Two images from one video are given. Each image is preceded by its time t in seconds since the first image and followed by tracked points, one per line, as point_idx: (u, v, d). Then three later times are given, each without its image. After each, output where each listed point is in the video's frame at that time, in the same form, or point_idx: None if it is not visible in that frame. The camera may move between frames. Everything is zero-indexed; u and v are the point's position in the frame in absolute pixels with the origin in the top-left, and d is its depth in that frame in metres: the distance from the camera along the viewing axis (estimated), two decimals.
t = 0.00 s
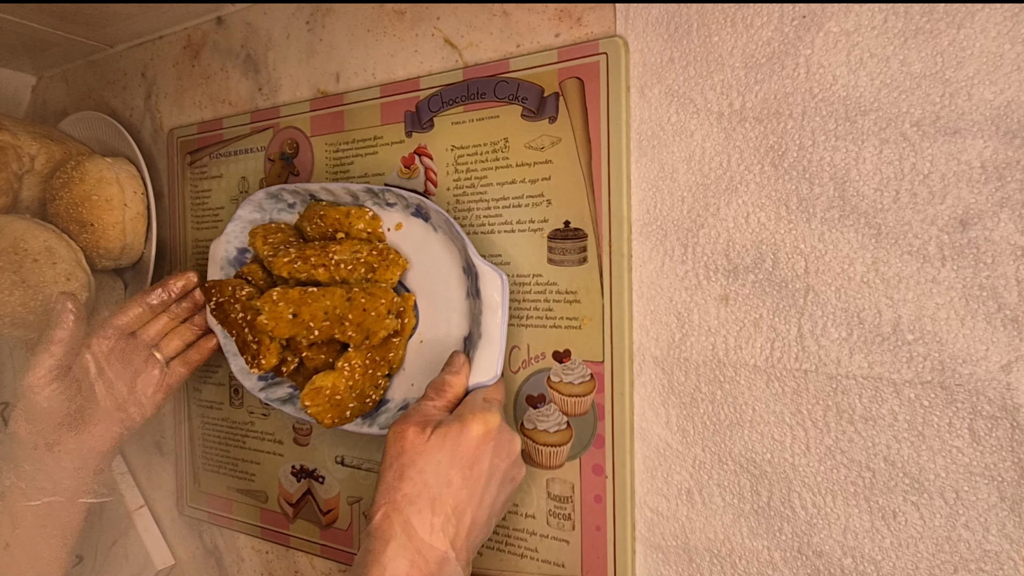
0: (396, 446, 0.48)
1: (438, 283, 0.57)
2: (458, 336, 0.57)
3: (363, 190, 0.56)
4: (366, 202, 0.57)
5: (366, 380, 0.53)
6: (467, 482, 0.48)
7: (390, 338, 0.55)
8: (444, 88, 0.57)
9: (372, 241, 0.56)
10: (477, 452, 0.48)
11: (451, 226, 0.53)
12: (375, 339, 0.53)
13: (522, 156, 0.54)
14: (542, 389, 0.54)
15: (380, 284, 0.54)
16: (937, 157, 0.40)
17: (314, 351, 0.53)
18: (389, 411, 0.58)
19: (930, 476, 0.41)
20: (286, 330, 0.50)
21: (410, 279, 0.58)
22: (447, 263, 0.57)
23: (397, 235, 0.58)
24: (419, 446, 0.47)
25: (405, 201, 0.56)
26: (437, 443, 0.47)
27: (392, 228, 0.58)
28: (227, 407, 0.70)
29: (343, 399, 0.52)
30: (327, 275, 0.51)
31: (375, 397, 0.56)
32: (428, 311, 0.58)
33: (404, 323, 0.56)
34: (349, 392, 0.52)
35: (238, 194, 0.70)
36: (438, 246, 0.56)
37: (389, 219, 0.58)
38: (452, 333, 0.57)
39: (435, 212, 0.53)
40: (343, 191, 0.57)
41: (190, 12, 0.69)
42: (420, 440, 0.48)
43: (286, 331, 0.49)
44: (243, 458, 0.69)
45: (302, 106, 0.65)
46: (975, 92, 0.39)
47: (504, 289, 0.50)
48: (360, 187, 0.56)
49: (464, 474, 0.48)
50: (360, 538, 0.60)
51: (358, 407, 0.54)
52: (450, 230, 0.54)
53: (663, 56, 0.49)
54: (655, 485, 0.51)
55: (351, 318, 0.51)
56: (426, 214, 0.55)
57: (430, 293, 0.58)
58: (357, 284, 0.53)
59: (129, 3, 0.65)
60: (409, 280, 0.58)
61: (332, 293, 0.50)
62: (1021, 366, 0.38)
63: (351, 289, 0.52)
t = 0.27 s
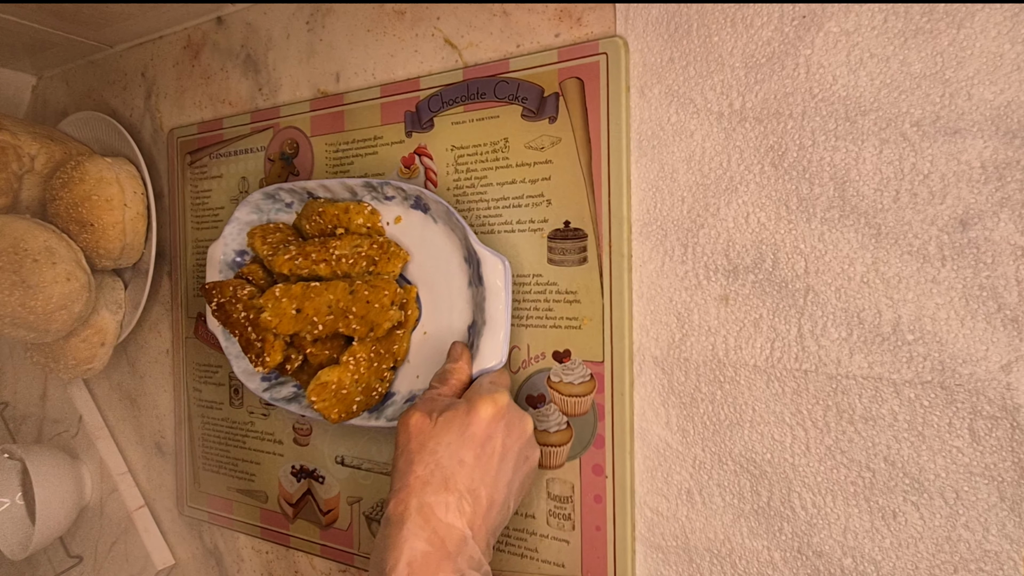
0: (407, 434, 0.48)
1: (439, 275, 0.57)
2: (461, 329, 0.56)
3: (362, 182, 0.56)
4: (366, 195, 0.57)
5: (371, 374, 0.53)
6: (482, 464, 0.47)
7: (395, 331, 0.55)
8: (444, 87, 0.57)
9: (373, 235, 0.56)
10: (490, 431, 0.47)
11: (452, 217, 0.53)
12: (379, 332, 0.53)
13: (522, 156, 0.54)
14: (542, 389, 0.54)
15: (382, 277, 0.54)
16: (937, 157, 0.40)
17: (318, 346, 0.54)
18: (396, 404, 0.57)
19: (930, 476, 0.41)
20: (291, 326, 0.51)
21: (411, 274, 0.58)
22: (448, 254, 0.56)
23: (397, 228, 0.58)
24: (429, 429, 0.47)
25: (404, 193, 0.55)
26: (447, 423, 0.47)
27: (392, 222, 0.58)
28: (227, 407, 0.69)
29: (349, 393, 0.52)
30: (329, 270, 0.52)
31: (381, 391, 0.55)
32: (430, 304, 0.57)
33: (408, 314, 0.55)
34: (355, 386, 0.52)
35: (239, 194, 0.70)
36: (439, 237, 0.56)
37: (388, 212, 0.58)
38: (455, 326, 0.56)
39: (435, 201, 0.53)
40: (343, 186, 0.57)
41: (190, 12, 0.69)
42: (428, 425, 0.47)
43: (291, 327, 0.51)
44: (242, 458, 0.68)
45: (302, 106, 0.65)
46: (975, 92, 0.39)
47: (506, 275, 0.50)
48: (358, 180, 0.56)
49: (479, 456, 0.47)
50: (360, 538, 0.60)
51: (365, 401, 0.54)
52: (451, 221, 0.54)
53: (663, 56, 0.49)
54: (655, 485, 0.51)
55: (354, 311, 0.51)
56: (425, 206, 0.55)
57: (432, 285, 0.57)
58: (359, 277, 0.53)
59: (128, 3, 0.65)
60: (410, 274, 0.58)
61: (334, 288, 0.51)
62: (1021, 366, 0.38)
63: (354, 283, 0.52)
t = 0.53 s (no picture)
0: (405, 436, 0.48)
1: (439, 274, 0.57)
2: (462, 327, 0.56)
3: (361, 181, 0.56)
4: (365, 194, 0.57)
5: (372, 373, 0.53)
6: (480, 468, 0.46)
7: (395, 329, 0.55)
8: (444, 88, 0.57)
9: (372, 234, 0.56)
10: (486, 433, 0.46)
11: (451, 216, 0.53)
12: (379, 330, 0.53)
13: (522, 156, 0.54)
14: (542, 389, 0.54)
15: (382, 276, 0.54)
16: (937, 157, 0.40)
17: (318, 346, 0.54)
18: (397, 403, 0.57)
19: (930, 476, 0.41)
20: (291, 326, 0.51)
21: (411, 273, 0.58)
22: (448, 251, 0.56)
23: (396, 227, 0.58)
24: (425, 430, 0.47)
25: (404, 191, 0.56)
26: (442, 424, 0.46)
27: (391, 220, 0.58)
28: (227, 407, 0.69)
29: (350, 392, 0.52)
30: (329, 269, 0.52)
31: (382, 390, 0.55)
32: (430, 303, 0.57)
33: (409, 313, 0.55)
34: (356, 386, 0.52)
35: (239, 194, 0.70)
36: (439, 236, 0.56)
37: (388, 211, 0.58)
38: (455, 324, 0.56)
39: (435, 199, 0.53)
40: (342, 185, 0.57)
41: (190, 12, 0.69)
42: (425, 425, 0.48)
43: (291, 326, 0.51)
44: (243, 457, 0.68)
45: (302, 106, 0.65)
46: (975, 92, 0.39)
47: (506, 272, 0.50)
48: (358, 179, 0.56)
49: (476, 461, 0.46)
50: (360, 538, 0.60)
51: (365, 400, 0.54)
52: (450, 219, 0.54)
53: (663, 56, 0.49)
54: (655, 485, 0.51)
55: (355, 310, 0.51)
56: (425, 204, 0.55)
57: (432, 283, 0.57)
58: (359, 276, 0.53)
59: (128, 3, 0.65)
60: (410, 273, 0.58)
61: (335, 287, 0.51)
62: (1021, 366, 0.38)
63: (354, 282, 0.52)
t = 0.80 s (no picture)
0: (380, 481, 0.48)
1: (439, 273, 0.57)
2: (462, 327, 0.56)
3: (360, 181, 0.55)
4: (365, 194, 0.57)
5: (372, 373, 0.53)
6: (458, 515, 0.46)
7: (395, 329, 0.54)
8: (444, 88, 0.57)
9: (372, 234, 0.56)
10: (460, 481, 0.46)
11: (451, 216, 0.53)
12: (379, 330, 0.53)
13: (522, 157, 0.54)
14: (542, 389, 0.54)
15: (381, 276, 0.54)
16: (937, 157, 0.40)
17: (318, 346, 0.54)
18: (397, 402, 0.57)
19: (930, 476, 0.41)
20: (291, 326, 0.51)
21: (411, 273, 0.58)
22: (447, 250, 0.56)
23: (396, 227, 0.58)
24: (401, 473, 0.47)
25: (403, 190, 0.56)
26: (417, 468, 0.46)
27: (392, 221, 0.58)
28: (227, 407, 0.69)
29: (349, 392, 0.52)
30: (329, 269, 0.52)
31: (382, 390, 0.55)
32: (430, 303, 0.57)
33: (409, 313, 0.55)
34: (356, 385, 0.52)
35: (238, 194, 0.70)
36: (439, 235, 0.56)
37: (388, 211, 0.58)
38: (456, 324, 0.56)
39: (434, 199, 0.53)
40: (342, 185, 0.57)
41: (190, 12, 0.69)
42: (399, 467, 0.47)
43: (291, 326, 0.51)
44: (242, 457, 0.68)
45: (302, 106, 0.65)
46: (975, 92, 0.39)
47: (506, 272, 0.50)
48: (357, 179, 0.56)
49: (454, 506, 0.46)
50: (360, 538, 0.60)
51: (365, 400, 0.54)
52: (449, 218, 0.54)
53: (663, 56, 0.49)
54: (655, 485, 0.51)
55: (354, 309, 0.51)
56: (424, 204, 0.55)
57: (432, 282, 0.57)
58: (359, 276, 0.53)
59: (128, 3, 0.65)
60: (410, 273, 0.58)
61: (334, 286, 0.51)
62: (1021, 366, 0.38)
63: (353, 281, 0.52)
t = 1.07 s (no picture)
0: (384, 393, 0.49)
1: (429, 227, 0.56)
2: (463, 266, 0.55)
3: (334, 158, 0.57)
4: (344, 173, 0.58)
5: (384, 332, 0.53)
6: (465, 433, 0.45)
7: (398, 286, 0.54)
8: (444, 88, 0.57)
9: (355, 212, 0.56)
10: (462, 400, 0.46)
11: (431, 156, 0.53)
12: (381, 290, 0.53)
13: (522, 157, 0.54)
14: (542, 389, 0.54)
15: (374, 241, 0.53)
16: (937, 157, 0.40)
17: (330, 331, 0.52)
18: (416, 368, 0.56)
19: (930, 476, 0.41)
20: (297, 311, 0.50)
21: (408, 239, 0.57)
22: (433, 198, 0.56)
23: (376, 200, 0.58)
24: (398, 382, 0.48)
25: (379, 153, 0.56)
26: (411, 378, 0.47)
27: (370, 194, 0.58)
28: (227, 407, 0.69)
29: (371, 361, 0.52)
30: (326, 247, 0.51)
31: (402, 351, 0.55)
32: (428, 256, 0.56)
33: (408, 269, 0.54)
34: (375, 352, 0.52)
35: (238, 194, 0.70)
36: (424, 185, 0.56)
37: (365, 186, 0.58)
38: (457, 270, 0.55)
39: (404, 145, 0.54)
40: (318, 174, 0.58)
41: (190, 12, 0.69)
42: (399, 376, 0.48)
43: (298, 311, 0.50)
44: (242, 457, 0.68)
45: (302, 106, 0.65)
46: (975, 92, 0.39)
47: (488, 184, 0.50)
48: (329, 160, 0.57)
49: (454, 408, 0.45)
50: (360, 539, 0.60)
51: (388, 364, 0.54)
52: (428, 159, 0.54)
53: (663, 56, 0.49)
54: (655, 485, 0.51)
55: (353, 274, 0.50)
56: (399, 159, 0.56)
57: (427, 234, 0.56)
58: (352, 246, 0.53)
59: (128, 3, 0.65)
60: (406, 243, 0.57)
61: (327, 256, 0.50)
62: (1021, 366, 0.38)
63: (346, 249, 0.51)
